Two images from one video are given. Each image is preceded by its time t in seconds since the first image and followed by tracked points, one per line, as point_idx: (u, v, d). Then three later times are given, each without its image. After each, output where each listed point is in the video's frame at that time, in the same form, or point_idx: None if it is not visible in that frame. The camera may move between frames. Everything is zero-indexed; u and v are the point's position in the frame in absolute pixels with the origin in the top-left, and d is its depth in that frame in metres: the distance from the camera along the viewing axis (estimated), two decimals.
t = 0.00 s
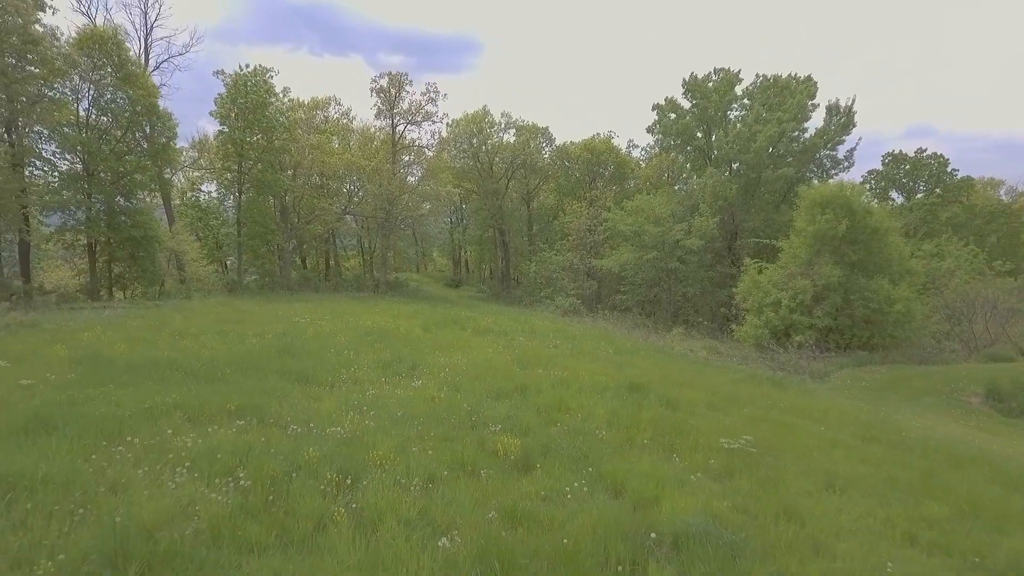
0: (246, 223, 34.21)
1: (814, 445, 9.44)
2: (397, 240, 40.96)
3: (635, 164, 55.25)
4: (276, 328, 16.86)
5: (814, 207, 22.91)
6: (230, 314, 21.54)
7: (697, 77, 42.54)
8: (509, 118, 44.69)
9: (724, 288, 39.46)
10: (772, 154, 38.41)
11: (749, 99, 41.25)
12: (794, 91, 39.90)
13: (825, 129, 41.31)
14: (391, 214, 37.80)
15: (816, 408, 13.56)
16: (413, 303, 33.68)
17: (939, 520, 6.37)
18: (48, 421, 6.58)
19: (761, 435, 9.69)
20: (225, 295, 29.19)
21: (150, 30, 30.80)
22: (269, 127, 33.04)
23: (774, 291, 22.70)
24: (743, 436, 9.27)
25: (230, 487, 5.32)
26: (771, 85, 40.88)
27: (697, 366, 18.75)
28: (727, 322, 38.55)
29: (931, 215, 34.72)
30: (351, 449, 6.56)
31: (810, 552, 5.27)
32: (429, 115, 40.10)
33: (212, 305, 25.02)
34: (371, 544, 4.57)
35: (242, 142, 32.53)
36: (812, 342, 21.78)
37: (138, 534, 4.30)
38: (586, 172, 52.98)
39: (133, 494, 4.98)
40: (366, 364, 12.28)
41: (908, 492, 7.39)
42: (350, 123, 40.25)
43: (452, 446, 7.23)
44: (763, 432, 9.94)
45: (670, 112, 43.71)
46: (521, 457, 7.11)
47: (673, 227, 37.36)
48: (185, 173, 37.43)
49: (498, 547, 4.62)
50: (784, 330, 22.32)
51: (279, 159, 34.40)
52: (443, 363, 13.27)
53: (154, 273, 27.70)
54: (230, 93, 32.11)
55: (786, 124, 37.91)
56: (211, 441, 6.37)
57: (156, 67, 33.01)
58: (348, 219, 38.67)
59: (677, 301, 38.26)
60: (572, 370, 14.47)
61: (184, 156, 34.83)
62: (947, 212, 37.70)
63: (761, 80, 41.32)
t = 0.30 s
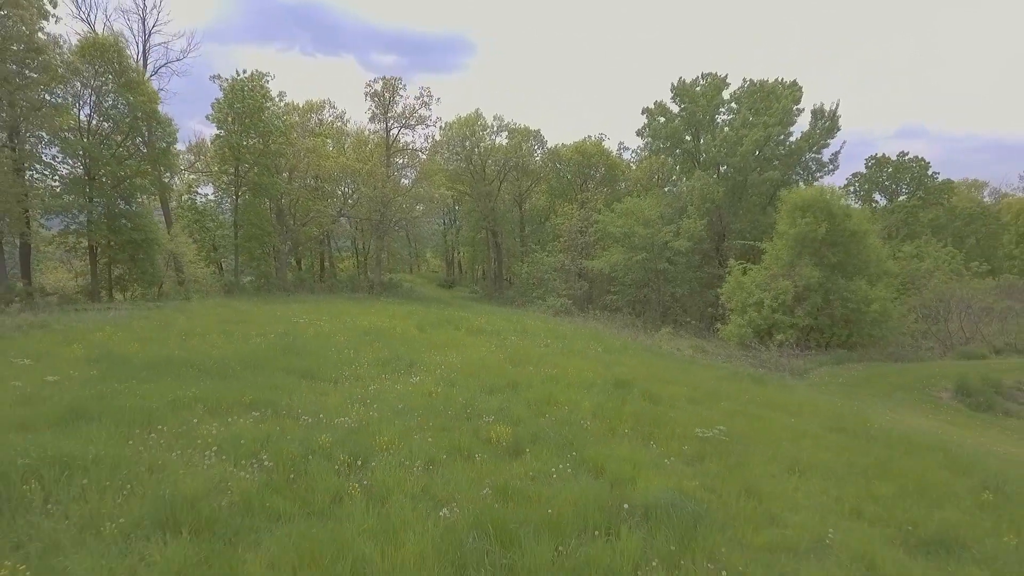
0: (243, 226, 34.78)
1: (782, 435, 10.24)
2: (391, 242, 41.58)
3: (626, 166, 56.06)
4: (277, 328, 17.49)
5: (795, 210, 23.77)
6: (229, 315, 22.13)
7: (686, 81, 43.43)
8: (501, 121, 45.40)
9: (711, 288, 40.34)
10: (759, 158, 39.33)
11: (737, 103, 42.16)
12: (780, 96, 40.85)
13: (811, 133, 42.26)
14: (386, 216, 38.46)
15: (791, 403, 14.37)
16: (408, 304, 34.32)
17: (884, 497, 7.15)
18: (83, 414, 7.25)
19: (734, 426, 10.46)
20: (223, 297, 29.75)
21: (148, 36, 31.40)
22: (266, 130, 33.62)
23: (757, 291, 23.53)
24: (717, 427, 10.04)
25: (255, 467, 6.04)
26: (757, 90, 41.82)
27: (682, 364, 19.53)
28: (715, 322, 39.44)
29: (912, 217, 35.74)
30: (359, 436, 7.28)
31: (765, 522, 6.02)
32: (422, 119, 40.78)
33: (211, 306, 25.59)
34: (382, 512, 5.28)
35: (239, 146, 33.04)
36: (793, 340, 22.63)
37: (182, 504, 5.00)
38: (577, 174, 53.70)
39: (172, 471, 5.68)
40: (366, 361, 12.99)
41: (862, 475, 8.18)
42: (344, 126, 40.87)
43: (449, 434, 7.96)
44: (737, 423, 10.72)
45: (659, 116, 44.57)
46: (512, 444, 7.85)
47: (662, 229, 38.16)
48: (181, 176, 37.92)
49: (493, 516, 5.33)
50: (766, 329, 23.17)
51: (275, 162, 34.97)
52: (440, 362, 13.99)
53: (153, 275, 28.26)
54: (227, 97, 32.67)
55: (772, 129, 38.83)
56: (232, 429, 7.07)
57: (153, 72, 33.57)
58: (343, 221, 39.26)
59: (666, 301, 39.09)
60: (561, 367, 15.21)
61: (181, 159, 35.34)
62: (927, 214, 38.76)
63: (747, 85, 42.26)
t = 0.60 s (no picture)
0: (240, 228, 35.36)
1: (756, 426, 11.03)
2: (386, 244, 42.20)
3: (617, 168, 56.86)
4: (278, 328, 18.12)
5: (778, 213, 24.63)
6: (229, 315, 22.72)
7: (675, 86, 44.31)
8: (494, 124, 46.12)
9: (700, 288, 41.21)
10: (746, 161, 40.23)
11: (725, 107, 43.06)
12: (767, 100, 41.77)
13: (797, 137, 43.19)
14: (380, 218, 39.11)
15: (770, 397, 15.19)
16: (403, 304, 34.99)
17: (840, 479, 7.92)
18: (113, 406, 7.93)
19: (711, 417, 11.24)
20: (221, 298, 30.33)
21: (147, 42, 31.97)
22: (263, 134, 34.20)
23: (742, 292, 24.38)
24: (695, 418, 10.80)
25: (275, 451, 6.74)
26: (744, 94, 42.73)
27: (668, 361, 20.30)
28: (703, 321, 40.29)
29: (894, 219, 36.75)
30: (365, 425, 7.99)
31: (730, 498, 6.77)
32: (416, 122, 41.43)
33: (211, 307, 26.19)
34: (391, 488, 5.99)
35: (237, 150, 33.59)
36: (776, 339, 23.48)
37: (216, 480, 5.69)
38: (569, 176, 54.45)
39: (202, 454, 6.37)
40: (367, 359, 13.70)
41: (823, 460, 8.96)
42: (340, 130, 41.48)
43: (447, 424, 8.68)
44: (714, 415, 11.50)
45: (649, 119, 45.42)
46: (505, 433, 8.58)
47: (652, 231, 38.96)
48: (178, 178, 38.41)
49: (488, 491, 6.06)
50: (751, 328, 24.01)
51: (271, 165, 35.54)
52: (436, 360, 14.70)
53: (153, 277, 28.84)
54: (225, 101, 33.23)
55: (759, 132, 39.76)
56: (251, 420, 7.75)
57: (152, 76, 34.13)
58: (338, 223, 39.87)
59: (656, 301, 39.93)
60: (552, 365, 15.94)
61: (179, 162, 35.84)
62: (910, 216, 39.81)
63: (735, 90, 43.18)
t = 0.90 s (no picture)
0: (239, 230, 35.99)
1: (733, 417, 11.82)
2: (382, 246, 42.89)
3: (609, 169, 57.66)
4: (280, 328, 18.77)
5: (763, 216, 25.47)
6: (230, 316, 23.34)
7: (665, 90, 45.16)
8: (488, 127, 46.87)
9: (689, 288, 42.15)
10: (734, 164, 41.14)
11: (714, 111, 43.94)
12: (755, 104, 42.68)
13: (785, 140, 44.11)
14: (376, 220, 39.81)
15: (751, 392, 16.00)
16: (398, 304, 35.66)
17: (805, 464, 8.69)
18: (140, 399, 8.65)
19: (692, 409, 12.04)
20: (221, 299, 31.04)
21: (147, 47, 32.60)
22: (260, 138, 34.79)
23: (728, 293, 25.21)
24: (677, 410, 11.58)
25: (290, 437, 7.46)
26: (733, 98, 43.63)
27: (656, 359, 21.11)
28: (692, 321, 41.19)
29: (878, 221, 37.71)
30: (370, 416, 8.70)
31: (702, 478, 7.52)
32: (412, 125, 42.14)
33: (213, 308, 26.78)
34: (398, 469, 6.72)
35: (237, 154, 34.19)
36: (760, 337, 24.34)
37: (244, 461, 6.41)
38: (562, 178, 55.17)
39: (228, 439, 7.08)
40: (369, 357, 14.44)
41: (792, 447, 9.75)
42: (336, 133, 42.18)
43: (446, 415, 9.41)
44: (695, 407, 12.27)
45: (641, 122, 46.26)
46: (499, 424, 9.32)
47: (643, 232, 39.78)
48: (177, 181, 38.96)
49: (485, 471, 6.80)
50: (736, 327, 24.86)
51: (270, 167, 36.18)
52: (434, 357, 15.44)
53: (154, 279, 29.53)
54: (224, 105, 33.86)
55: (747, 136, 40.69)
56: (267, 410, 8.47)
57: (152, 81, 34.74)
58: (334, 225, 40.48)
59: (646, 301, 40.77)
60: (545, 362, 16.68)
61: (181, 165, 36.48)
62: (894, 217, 40.82)
63: (724, 94, 44.09)
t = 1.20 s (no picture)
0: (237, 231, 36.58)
1: (713, 409, 12.61)
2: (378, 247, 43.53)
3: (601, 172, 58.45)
4: (282, 328, 19.43)
5: (749, 218, 26.32)
6: (231, 316, 23.95)
7: (656, 93, 46.02)
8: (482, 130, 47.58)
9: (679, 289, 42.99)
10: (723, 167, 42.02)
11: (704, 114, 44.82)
12: (744, 108, 43.58)
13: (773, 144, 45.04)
14: (372, 221, 40.46)
15: (733, 387, 16.80)
16: (394, 304, 36.29)
17: (774, 449, 9.48)
18: (163, 392, 9.36)
19: (675, 402, 12.83)
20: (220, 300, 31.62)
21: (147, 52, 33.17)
22: (259, 141, 35.41)
23: (715, 292, 26.04)
24: (661, 403, 12.35)
25: (304, 425, 8.20)
26: (722, 102, 44.55)
27: (644, 356, 21.88)
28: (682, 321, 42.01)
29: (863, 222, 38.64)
30: (375, 407, 9.45)
31: (678, 461, 8.29)
32: (407, 128, 42.82)
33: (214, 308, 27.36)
34: (404, 452, 7.47)
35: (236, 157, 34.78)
36: (745, 336, 25.19)
37: (265, 445, 7.15)
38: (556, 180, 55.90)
39: (249, 426, 7.82)
40: (370, 354, 15.17)
41: (765, 435, 10.55)
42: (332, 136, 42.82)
43: (445, 407, 10.16)
44: (678, 400, 13.05)
45: (632, 125, 47.10)
46: (494, 414, 10.06)
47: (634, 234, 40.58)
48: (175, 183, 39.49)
49: (481, 453, 7.56)
50: (723, 325, 25.69)
51: (268, 170, 36.79)
52: (432, 355, 16.17)
53: (155, 280, 30.13)
54: (223, 109, 34.49)
55: (735, 139, 41.59)
56: (281, 402, 9.22)
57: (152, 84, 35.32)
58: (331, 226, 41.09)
59: (637, 301, 41.56)
60: (537, 359, 17.42)
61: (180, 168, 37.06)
62: (879, 219, 41.79)
63: (713, 98, 45.00)
